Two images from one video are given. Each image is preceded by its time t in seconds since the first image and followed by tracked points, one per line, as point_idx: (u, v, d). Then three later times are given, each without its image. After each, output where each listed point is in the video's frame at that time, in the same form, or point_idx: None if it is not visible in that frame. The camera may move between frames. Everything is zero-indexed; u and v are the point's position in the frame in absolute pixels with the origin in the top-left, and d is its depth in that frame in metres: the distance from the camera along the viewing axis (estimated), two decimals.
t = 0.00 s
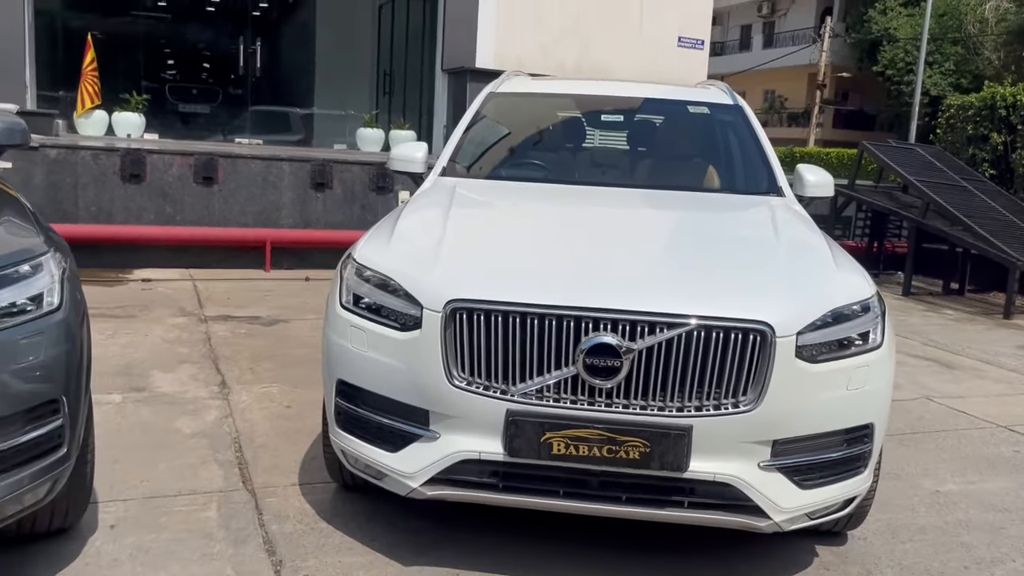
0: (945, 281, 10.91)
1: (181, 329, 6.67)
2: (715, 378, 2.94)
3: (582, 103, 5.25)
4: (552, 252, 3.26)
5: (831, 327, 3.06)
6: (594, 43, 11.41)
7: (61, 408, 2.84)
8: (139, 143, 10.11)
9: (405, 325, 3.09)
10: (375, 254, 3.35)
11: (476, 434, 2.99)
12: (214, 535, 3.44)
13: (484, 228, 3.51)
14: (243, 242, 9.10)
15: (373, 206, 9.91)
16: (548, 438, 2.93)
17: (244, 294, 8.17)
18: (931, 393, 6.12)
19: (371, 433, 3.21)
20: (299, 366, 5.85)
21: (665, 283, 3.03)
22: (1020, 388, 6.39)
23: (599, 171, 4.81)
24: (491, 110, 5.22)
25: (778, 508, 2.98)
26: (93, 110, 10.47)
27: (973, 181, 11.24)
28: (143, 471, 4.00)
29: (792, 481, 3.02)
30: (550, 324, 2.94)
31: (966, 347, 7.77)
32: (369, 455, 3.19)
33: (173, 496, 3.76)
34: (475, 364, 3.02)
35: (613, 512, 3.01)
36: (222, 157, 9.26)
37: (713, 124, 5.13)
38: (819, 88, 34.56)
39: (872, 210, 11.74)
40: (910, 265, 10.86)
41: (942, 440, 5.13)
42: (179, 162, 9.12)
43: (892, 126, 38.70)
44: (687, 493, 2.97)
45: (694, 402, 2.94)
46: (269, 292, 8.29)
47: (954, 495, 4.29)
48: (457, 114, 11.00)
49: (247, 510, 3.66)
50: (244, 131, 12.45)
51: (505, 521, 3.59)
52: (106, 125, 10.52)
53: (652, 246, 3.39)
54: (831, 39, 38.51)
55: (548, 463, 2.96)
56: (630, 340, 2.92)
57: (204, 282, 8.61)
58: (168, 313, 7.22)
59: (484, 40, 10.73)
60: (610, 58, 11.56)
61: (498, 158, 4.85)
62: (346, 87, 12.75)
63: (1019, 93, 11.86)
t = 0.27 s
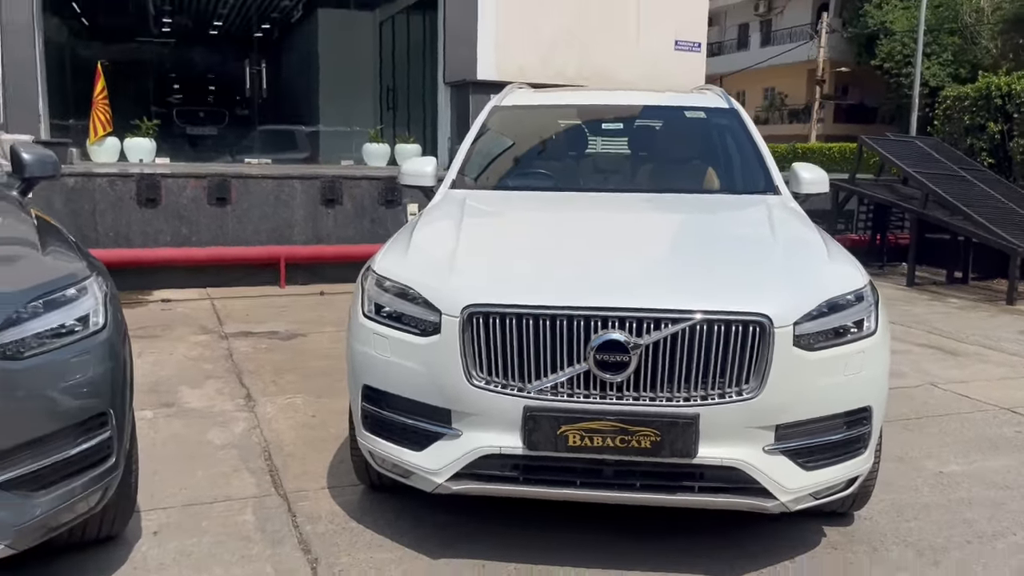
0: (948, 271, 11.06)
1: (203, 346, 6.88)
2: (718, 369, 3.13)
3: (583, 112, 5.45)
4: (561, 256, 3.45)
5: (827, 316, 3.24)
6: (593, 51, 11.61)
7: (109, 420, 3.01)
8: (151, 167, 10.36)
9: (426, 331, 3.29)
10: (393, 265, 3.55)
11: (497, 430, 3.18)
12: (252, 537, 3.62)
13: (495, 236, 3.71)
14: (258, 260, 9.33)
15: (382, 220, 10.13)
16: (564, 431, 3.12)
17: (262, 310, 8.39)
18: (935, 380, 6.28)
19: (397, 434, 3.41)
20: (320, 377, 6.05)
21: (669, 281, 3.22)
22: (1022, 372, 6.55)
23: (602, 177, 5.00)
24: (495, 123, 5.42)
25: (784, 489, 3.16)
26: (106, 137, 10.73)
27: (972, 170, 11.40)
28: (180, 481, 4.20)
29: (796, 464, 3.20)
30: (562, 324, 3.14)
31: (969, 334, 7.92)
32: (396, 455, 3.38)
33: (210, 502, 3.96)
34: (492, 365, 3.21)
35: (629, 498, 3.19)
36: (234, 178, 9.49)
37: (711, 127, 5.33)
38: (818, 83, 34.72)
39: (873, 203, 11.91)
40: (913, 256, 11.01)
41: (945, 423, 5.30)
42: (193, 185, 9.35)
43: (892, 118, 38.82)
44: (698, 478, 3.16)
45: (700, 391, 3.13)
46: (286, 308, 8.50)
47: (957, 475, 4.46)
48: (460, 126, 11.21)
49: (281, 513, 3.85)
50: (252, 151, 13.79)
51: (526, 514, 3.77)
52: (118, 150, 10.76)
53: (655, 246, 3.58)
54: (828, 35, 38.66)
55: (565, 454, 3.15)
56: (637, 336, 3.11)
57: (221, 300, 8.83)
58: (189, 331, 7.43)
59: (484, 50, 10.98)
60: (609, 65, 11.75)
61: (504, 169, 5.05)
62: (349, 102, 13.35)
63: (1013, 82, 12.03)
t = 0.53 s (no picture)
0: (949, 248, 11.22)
1: (225, 359, 7.10)
2: (717, 347, 3.33)
3: (579, 113, 5.66)
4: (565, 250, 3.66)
5: (818, 293, 3.44)
6: (588, 51, 11.79)
7: (151, 425, 3.20)
8: (160, 189, 10.60)
9: (441, 327, 3.49)
10: (407, 267, 3.76)
11: (513, 416, 3.38)
12: (287, 531, 3.83)
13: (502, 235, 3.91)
14: (271, 274, 9.55)
15: (390, 229, 10.34)
16: (576, 413, 3.32)
17: (278, 322, 8.61)
18: (936, 353, 6.45)
19: (419, 426, 3.62)
20: (340, 382, 6.26)
21: (667, 267, 3.42)
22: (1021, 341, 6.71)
23: (601, 174, 5.21)
24: (495, 128, 5.64)
25: (785, 457, 3.35)
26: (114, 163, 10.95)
27: (967, 148, 11.56)
28: (215, 485, 4.41)
29: (796, 433, 3.39)
30: (568, 313, 3.34)
31: (970, 308, 8.09)
32: (419, 446, 3.59)
33: (245, 502, 4.16)
34: (505, 355, 3.42)
35: (640, 473, 3.39)
36: (244, 196, 9.73)
37: (703, 120, 5.52)
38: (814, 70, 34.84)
39: (871, 185, 12.07)
40: (913, 235, 11.17)
41: (945, 394, 5.47)
42: (204, 205, 9.59)
43: (890, 100, 38.90)
44: (704, 451, 3.36)
45: (702, 369, 3.33)
46: (301, 319, 8.72)
47: (957, 440, 4.63)
48: (460, 132, 11.41)
49: (312, 509, 4.05)
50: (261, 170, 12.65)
51: (545, 498, 3.97)
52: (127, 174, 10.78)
53: (653, 236, 3.78)
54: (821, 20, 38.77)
55: (578, 435, 3.34)
56: (640, 320, 3.31)
57: (238, 315, 9.06)
58: (210, 346, 7.65)
59: (482, 52, 11.10)
60: (604, 64, 11.94)
61: (505, 171, 5.26)
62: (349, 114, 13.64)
63: (1004, 59, 12.20)
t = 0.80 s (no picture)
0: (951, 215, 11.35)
1: (249, 365, 7.33)
2: (719, 319, 3.52)
3: (577, 105, 5.85)
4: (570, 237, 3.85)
5: (813, 262, 3.62)
6: (583, 43, 11.97)
7: (193, 423, 3.41)
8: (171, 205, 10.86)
9: (458, 317, 3.69)
10: (421, 263, 3.96)
11: (531, 396, 3.59)
12: (323, 518, 4.04)
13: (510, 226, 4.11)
14: (285, 281, 9.78)
15: (399, 230, 10.55)
16: (590, 389, 3.52)
17: (296, 327, 8.84)
18: (938, 317, 6.62)
19: (442, 411, 3.82)
20: (362, 380, 6.48)
21: (668, 247, 3.61)
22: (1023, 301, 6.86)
23: (601, 162, 5.40)
24: (497, 125, 5.83)
25: (790, 419, 3.55)
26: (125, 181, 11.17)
27: (963, 115, 11.68)
28: (251, 481, 4.63)
29: (799, 396, 3.58)
30: (577, 296, 3.54)
31: (972, 272, 8.24)
32: (443, 430, 3.80)
33: (281, 495, 4.38)
34: (520, 339, 3.62)
35: (653, 443, 3.59)
36: (255, 206, 9.96)
37: (698, 104, 5.70)
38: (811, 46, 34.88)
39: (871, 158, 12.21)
40: (914, 205, 11.31)
41: (948, 355, 5.64)
42: (216, 217, 9.82)
43: (888, 72, 38.86)
44: (713, 418, 3.55)
45: (705, 341, 3.52)
46: (319, 323, 8.94)
47: (959, 398, 4.81)
48: (461, 130, 11.60)
49: (346, 497, 4.26)
50: (267, 179, 12.68)
51: (565, 474, 4.18)
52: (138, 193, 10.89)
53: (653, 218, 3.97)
54: None
55: (593, 410, 3.54)
56: (645, 298, 3.51)
57: (257, 323, 9.29)
58: (233, 353, 7.88)
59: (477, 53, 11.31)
60: (599, 54, 12.12)
61: (509, 166, 5.46)
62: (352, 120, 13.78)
63: (995, 25, 12.31)
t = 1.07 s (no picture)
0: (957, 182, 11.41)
1: (272, 364, 7.51)
2: (728, 293, 3.66)
3: (580, 93, 5.98)
4: (581, 222, 3.99)
5: (817, 233, 3.76)
6: (582, 31, 12.07)
7: (231, 417, 3.59)
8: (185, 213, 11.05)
9: (477, 303, 3.84)
10: (438, 254, 4.11)
11: (551, 375, 3.74)
12: (357, 504, 4.20)
13: (522, 215, 4.26)
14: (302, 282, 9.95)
15: (410, 226, 10.71)
16: (607, 365, 3.66)
17: (315, 326, 9.01)
18: (946, 283, 6.73)
19: (467, 395, 3.98)
20: (384, 373, 6.65)
21: (675, 225, 3.75)
22: None
23: (607, 148, 5.53)
24: (503, 117, 5.98)
25: (801, 385, 3.69)
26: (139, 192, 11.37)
27: (964, 82, 11.73)
28: (285, 473, 4.81)
29: (809, 362, 3.72)
30: (590, 277, 3.69)
31: (979, 237, 8.33)
32: (469, 412, 3.95)
33: (314, 485, 4.55)
34: (537, 321, 3.76)
35: (671, 414, 3.74)
36: (268, 210, 10.14)
37: (698, 86, 5.82)
38: (810, 21, 34.77)
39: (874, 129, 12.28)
40: (920, 173, 11.37)
41: (956, 319, 5.76)
42: (231, 223, 10.01)
43: (889, 41, 38.68)
44: (727, 388, 3.70)
45: (716, 314, 3.66)
46: (337, 320, 9.11)
47: (967, 359, 4.93)
48: (466, 124, 11.73)
49: (378, 483, 4.43)
50: (276, 181, 12.99)
51: (588, 451, 4.33)
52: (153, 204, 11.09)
53: (660, 199, 4.11)
54: None
55: (611, 386, 3.69)
56: (656, 276, 3.65)
57: (276, 323, 9.47)
58: (255, 354, 8.06)
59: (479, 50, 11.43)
60: (597, 41, 12.22)
61: (516, 156, 5.60)
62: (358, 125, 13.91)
63: None
